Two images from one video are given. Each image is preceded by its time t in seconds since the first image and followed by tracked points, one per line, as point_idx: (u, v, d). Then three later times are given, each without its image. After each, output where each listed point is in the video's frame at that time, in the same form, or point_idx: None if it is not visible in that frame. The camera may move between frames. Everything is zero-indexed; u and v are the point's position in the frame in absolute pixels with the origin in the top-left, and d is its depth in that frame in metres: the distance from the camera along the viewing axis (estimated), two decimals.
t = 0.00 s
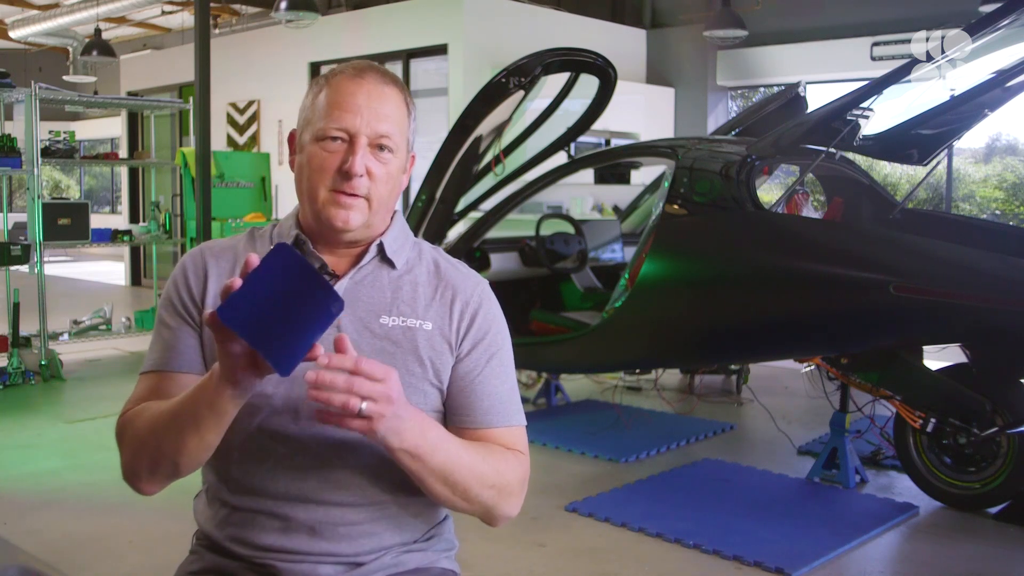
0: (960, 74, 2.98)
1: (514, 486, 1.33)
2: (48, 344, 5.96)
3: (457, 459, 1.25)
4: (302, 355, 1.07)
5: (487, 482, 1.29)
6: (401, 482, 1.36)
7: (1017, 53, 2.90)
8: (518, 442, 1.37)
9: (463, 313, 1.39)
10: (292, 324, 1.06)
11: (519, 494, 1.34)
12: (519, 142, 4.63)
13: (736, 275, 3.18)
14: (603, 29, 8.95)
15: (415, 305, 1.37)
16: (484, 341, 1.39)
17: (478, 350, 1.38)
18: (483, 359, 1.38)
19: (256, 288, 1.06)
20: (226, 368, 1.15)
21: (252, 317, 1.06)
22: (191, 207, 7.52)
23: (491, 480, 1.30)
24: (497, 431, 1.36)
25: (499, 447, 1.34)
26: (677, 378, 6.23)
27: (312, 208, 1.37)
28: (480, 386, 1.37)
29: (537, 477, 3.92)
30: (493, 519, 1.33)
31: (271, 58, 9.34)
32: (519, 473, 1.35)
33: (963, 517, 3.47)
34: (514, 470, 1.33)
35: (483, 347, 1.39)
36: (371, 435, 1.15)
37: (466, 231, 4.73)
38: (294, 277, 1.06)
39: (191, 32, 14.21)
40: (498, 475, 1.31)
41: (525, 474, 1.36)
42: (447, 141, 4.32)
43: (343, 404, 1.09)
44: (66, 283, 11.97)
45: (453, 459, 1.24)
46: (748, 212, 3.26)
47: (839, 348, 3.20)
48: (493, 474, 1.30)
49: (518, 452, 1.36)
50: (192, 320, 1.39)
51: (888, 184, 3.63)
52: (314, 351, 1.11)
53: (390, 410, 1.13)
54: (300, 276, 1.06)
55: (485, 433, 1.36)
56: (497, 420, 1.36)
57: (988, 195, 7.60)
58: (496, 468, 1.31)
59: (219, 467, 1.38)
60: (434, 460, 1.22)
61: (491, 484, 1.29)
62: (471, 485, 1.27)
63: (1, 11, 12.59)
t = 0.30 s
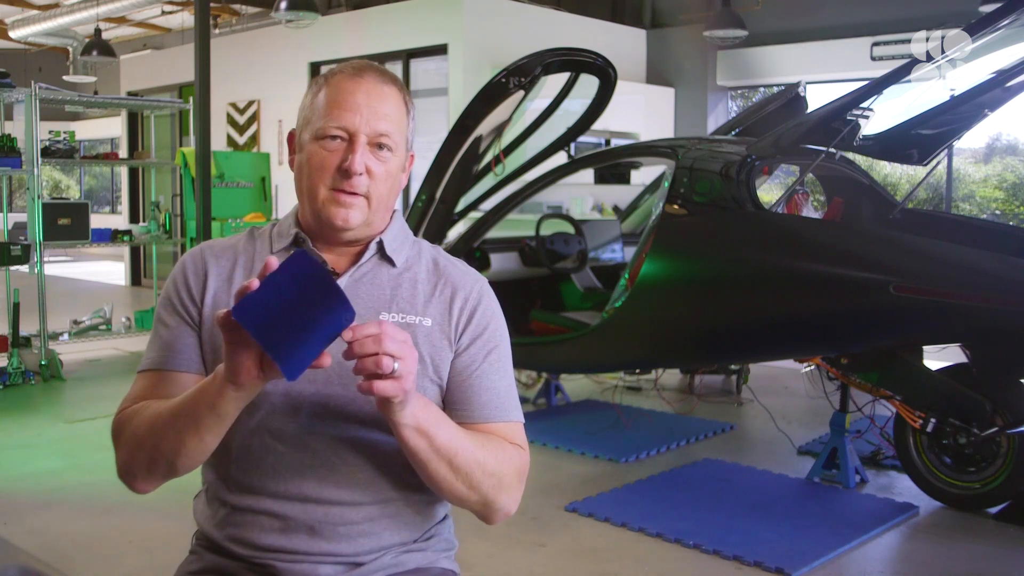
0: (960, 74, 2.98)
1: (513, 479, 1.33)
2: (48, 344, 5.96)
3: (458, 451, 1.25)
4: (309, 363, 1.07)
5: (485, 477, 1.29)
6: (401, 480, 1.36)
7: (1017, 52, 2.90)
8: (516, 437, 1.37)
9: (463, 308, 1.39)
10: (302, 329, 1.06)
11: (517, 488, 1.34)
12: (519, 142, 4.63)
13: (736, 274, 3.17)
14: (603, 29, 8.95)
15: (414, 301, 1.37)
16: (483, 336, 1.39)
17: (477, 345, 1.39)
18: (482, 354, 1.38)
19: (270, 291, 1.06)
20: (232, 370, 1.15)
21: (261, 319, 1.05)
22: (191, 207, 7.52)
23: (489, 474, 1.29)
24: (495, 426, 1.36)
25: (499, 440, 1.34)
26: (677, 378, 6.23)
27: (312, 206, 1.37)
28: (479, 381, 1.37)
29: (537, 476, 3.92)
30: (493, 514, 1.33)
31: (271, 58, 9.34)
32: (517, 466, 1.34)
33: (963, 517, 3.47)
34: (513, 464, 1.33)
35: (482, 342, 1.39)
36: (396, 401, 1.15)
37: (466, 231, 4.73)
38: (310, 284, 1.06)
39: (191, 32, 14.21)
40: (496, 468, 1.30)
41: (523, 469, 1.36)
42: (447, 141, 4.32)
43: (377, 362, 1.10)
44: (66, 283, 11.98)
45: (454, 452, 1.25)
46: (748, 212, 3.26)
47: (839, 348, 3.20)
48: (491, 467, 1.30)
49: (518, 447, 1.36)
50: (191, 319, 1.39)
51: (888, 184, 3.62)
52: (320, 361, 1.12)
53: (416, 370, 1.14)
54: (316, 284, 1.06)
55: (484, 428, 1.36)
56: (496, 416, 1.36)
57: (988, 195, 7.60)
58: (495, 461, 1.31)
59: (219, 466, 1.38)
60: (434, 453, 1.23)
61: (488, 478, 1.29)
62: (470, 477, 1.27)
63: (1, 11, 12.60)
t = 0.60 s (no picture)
0: (960, 74, 2.98)
1: (513, 479, 1.33)
2: (48, 344, 5.96)
3: (459, 451, 1.25)
4: (309, 367, 1.08)
5: (484, 476, 1.29)
6: (401, 480, 1.36)
7: (1017, 53, 2.90)
8: (515, 437, 1.37)
9: (463, 308, 1.39)
10: (303, 336, 1.06)
11: (516, 488, 1.34)
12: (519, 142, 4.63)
13: (736, 274, 3.17)
14: (603, 29, 8.95)
15: (415, 301, 1.38)
16: (483, 336, 1.39)
17: (477, 344, 1.38)
18: (482, 354, 1.38)
19: (276, 293, 1.05)
20: (234, 371, 1.15)
21: (263, 322, 1.05)
22: (191, 207, 7.52)
23: (488, 474, 1.29)
24: (495, 426, 1.36)
25: (500, 440, 1.34)
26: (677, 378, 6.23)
27: (309, 210, 1.37)
28: (478, 380, 1.37)
29: (537, 477, 3.92)
30: (494, 514, 1.33)
31: (271, 58, 9.34)
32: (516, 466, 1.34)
33: (963, 517, 3.47)
34: (512, 464, 1.33)
35: (482, 342, 1.39)
36: (398, 398, 1.14)
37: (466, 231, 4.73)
38: (315, 287, 1.06)
39: (191, 33, 14.21)
40: (496, 468, 1.30)
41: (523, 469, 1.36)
42: (447, 142, 4.32)
43: (379, 359, 1.10)
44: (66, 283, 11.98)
45: (455, 451, 1.25)
46: (748, 212, 3.26)
47: (839, 348, 3.20)
48: (491, 468, 1.30)
49: (518, 446, 1.36)
50: (192, 319, 1.39)
51: (888, 184, 3.62)
52: (321, 365, 1.12)
53: (421, 368, 1.14)
54: (321, 290, 1.06)
55: (484, 427, 1.35)
56: (496, 415, 1.36)
57: (988, 195, 7.60)
58: (495, 462, 1.31)
59: (220, 466, 1.38)
60: (434, 452, 1.23)
61: (487, 477, 1.29)
62: (471, 477, 1.27)
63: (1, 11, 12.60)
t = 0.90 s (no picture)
0: (960, 74, 2.98)
1: (513, 479, 1.33)
2: (48, 344, 5.96)
3: (459, 450, 1.25)
4: (307, 367, 1.08)
5: (484, 476, 1.29)
6: (401, 480, 1.36)
7: (1017, 53, 2.90)
8: (515, 437, 1.37)
9: (463, 307, 1.39)
10: (301, 336, 1.06)
11: (516, 488, 1.34)
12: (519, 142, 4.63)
13: (736, 274, 3.17)
14: (603, 29, 8.95)
15: (415, 302, 1.38)
16: (483, 336, 1.39)
17: (477, 344, 1.38)
18: (482, 354, 1.38)
19: (276, 292, 1.05)
20: (233, 371, 1.15)
21: (261, 320, 1.05)
22: (191, 207, 7.52)
23: (488, 473, 1.29)
24: (496, 426, 1.36)
25: (499, 441, 1.34)
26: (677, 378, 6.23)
27: (309, 209, 1.38)
28: (478, 380, 1.37)
29: (537, 476, 3.92)
30: (494, 514, 1.33)
31: (271, 58, 9.34)
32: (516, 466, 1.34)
33: (963, 517, 3.47)
34: (512, 464, 1.33)
35: (482, 342, 1.39)
36: (397, 397, 1.14)
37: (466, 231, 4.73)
38: (315, 287, 1.06)
39: (191, 32, 14.21)
40: (496, 467, 1.30)
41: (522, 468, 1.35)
42: (446, 142, 4.31)
43: (376, 359, 1.09)
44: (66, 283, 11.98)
45: (455, 451, 1.25)
46: (748, 212, 3.26)
47: (839, 348, 3.20)
48: (490, 468, 1.30)
49: (518, 447, 1.36)
50: (191, 319, 1.39)
51: (887, 184, 3.62)
52: (321, 365, 1.12)
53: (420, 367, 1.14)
54: (320, 290, 1.06)
55: (484, 427, 1.36)
56: (496, 416, 1.36)
57: (988, 195, 7.60)
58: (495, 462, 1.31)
59: (220, 466, 1.38)
60: (434, 451, 1.23)
61: (487, 478, 1.29)
62: (470, 476, 1.27)
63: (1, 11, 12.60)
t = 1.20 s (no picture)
0: (960, 74, 2.98)
1: (514, 480, 1.33)
2: (48, 344, 5.96)
3: (459, 451, 1.25)
4: (307, 367, 1.08)
5: (484, 477, 1.29)
6: (401, 481, 1.36)
7: (1017, 53, 2.90)
8: (515, 439, 1.37)
9: (463, 308, 1.39)
10: (301, 338, 1.07)
11: (516, 488, 1.34)
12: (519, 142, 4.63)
13: (736, 274, 3.17)
14: (603, 28, 8.95)
15: (415, 303, 1.38)
16: (483, 337, 1.39)
17: (477, 345, 1.38)
18: (482, 355, 1.38)
19: (274, 293, 1.05)
20: (233, 371, 1.15)
21: (262, 320, 1.06)
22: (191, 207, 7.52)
23: (488, 474, 1.29)
24: (495, 427, 1.36)
25: (499, 442, 1.34)
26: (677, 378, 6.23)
27: (310, 205, 1.37)
28: (478, 381, 1.37)
29: (537, 476, 3.92)
30: (494, 515, 1.33)
31: (271, 58, 9.34)
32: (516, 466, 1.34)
33: (963, 517, 3.47)
34: (512, 464, 1.33)
35: (482, 343, 1.39)
36: (397, 398, 1.14)
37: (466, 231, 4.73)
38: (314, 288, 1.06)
39: (191, 32, 14.21)
40: (496, 468, 1.30)
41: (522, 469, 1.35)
42: (446, 142, 4.31)
43: (376, 360, 1.09)
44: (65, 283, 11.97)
45: (455, 453, 1.25)
46: (747, 213, 3.26)
47: (839, 348, 3.20)
48: (490, 469, 1.29)
49: (518, 448, 1.36)
50: (191, 319, 1.39)
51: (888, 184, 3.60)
52: (321, 365, 1.12)
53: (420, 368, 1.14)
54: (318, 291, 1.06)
55: (485, 428, 1.36)
56: (496, 416, 1.36)
57: (988, 195, 7.60)
58: (495, 463, 1.31)
59: (220, 467, 1.38)
60: (433, 452, 1.22)
61: (487, 478, 1.29)
62: (470, 477, 1.27)
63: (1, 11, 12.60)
